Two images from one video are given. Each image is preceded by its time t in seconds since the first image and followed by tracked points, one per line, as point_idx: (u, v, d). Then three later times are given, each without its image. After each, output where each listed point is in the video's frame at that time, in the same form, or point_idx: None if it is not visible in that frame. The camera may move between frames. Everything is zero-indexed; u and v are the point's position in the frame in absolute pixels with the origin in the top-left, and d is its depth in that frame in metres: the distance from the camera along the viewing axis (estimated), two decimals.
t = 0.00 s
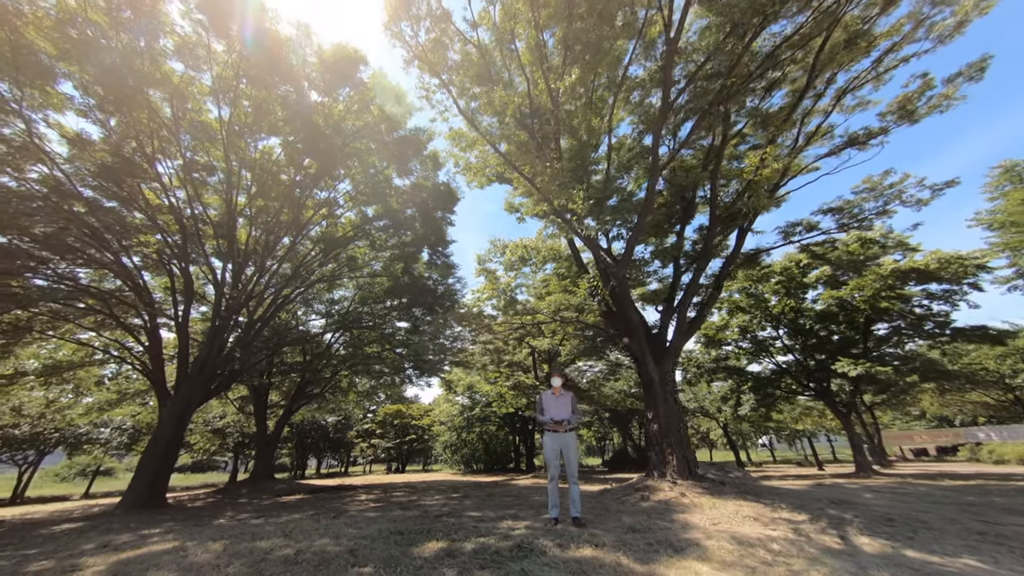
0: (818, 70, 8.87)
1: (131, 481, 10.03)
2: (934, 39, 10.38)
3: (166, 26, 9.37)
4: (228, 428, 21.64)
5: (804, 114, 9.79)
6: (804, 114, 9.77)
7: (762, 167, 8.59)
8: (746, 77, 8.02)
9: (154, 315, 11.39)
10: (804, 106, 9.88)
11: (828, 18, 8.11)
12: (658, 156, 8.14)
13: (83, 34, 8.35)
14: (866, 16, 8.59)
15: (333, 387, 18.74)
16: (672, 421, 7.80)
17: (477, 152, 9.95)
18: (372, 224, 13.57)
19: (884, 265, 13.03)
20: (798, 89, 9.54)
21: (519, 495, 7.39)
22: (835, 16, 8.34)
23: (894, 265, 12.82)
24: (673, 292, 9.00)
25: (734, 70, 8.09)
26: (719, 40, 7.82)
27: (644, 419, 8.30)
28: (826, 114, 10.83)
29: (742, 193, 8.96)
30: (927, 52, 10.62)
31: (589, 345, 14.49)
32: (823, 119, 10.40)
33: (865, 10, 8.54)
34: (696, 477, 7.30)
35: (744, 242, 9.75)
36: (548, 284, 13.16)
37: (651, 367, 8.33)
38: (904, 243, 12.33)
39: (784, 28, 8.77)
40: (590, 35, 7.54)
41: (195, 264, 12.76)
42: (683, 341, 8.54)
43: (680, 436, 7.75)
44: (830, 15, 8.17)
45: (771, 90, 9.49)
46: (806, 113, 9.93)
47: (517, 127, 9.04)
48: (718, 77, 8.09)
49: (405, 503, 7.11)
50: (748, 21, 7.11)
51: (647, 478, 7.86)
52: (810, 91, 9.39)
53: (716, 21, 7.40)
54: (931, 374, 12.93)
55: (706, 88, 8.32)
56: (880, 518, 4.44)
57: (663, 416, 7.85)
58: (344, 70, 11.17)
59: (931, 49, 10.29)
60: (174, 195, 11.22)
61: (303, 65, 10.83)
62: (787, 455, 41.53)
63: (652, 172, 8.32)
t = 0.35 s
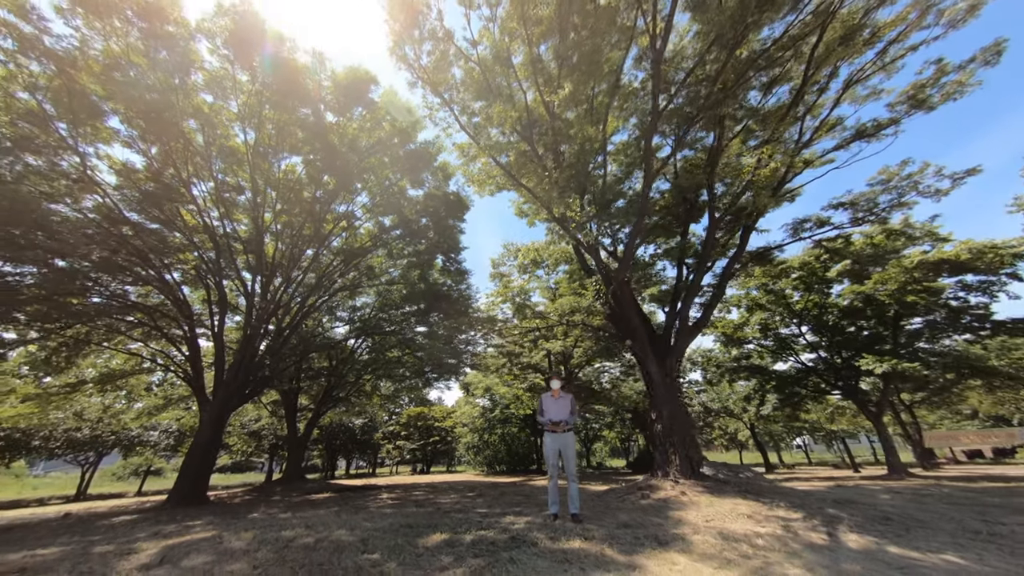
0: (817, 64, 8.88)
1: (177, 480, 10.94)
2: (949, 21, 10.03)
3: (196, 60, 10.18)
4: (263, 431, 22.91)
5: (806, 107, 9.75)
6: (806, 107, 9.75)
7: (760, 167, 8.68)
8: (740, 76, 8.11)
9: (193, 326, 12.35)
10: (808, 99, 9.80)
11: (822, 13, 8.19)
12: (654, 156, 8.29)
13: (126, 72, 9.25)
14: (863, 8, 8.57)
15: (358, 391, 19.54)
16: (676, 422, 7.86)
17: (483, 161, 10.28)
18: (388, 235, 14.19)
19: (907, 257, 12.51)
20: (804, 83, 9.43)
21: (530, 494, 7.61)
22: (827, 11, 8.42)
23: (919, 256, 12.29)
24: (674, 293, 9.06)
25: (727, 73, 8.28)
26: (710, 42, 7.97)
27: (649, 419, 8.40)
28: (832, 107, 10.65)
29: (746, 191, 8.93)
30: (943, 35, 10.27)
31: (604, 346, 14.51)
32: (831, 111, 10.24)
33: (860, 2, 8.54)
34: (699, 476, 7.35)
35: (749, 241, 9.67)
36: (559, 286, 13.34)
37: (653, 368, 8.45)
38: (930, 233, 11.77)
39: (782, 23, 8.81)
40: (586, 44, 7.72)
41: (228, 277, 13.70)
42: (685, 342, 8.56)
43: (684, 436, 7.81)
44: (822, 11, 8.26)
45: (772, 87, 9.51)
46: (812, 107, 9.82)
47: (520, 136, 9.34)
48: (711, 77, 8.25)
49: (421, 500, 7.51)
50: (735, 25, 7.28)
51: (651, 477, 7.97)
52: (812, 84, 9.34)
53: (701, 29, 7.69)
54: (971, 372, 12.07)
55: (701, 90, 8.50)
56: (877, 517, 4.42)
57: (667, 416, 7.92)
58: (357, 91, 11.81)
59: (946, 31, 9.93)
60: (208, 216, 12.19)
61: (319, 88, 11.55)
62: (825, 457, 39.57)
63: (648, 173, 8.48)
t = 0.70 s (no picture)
0: (806, 69, 9.19)
1: (215, 477, 11.85)
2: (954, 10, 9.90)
3: (221, 87, 10.90)
4: (291, 431, 24.07)
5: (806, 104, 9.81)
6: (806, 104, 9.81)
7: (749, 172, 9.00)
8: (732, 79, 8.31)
9: (226, 333, 13.21)
10: (811, 94, 9.77)
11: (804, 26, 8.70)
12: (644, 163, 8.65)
13: (164, 103, 10.19)
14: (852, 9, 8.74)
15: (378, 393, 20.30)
16: (675, 421, 8.06)
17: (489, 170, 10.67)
18: (401, 240, 14.79)
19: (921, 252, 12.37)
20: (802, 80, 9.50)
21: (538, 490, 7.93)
22: (820, 10, 8.46)
23: (934, 252, 12.10)
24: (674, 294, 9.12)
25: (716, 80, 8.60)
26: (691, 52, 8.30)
27: (648, 418, 8.63)
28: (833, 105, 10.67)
29: (740, 193, 9.10)
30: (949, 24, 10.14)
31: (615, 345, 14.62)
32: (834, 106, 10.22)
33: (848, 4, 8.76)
34: (696, 473, 7.55)
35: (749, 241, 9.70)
36: (568, 288, 13.59)
37: (651, 368, 8.60)
38: (951, 224, 11.40)
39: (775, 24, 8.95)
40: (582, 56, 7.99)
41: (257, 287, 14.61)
42: (683, 341, 8.66)
43: (682, 434, 8.01)
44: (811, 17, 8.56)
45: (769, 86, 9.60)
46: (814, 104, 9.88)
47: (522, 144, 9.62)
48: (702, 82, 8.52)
49: (435, 495, 7.95)
50: (722, 31, 7.46)
51: (651, 474, 8.21)
52: (808, 82, 9.47)
53: (687, 41, 8.00)
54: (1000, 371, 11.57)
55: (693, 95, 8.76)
56: (862, 510, 4.52)
57: (665, 415, 8.13)
58: (368, 109, 12.43)
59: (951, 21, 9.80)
60: (237, 230, 13.03)
61: (332, 107, 12.16)
62: (857, 456, 38.10)
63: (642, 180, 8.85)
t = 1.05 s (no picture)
0: (793, 81, 9.56)
1: (240, 476, 12.60)
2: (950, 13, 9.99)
3: (240, 109, 11.72)
4: (311, 429, 25.03)
5: (802, 106, 9.95)
6: (803, 106, 9.97)
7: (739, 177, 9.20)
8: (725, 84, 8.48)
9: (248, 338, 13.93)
10: (808, 97, 9.89)
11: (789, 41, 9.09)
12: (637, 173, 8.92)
13: (189, 125, 10.99)
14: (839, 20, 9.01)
15: (391, 394, 20.99)
16: (669, 424, 8.29)
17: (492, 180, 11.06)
18: (411, 245, 15.37)
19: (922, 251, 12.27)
20: (796, 87, 9.74)
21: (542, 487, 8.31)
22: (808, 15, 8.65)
23: (937, 250, 11.98)
24: (670, 300, 9.24)
25: (705, 93, 8.94)
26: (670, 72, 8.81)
27: (645, 420, 8.90)
28: (829, 109, 10.81)
29: (731, 200, 9.33)
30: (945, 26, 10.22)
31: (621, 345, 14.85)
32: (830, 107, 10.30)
33: (833, 18, 9.09)
34: (687, 472, 7.81)
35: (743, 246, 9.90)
36: (573, 290, 13.90)
37: (646, 373, 8.82)
38: (957, 222, 11.31)
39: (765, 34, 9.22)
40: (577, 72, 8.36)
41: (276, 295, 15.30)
42: (678, 346, 8.87)
43: (676, 436, 8.26)
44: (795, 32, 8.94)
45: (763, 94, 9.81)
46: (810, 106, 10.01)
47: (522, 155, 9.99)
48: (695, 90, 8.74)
49: (445, 492, 8.40)
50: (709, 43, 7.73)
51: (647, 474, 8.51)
52: (802, 88, 9.68)
53: (678, 52, 8.27)
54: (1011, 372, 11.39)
55: (685, 104, 9.04)
56: (834, 507, 4.76)
57: (659, 417, 8.38)
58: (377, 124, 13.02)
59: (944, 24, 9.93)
60: (257, 241, 13.76)
61: (342, 125, 12.80)
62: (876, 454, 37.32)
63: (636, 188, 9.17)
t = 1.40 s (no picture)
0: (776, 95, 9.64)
1: (255, 474, 13.30)
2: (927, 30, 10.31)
3: (250, 125, 12.37)
4: (319, 427, 25.76)
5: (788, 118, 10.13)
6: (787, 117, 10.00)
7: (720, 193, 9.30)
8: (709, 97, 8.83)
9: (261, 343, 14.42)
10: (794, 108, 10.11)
11: (767, 61, 9.31)
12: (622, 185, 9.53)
13: (204, 140, 11.63)
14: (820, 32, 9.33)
15: (397, 393, 21.60)
16: (653, 425, 8.70)
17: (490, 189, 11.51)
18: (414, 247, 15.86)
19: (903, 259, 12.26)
20: (777, 103, 9.89)
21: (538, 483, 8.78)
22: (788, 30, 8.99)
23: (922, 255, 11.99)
24: (658, 306, 9.67)
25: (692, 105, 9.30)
26: (653, 92, 9.41)
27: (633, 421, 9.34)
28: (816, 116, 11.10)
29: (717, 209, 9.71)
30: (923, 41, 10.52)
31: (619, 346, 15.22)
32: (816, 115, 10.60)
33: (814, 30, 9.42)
34: (670, 471, 8.23)
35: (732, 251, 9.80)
36: (571, 293, 14.31)
37: (633, 379, 9.23)
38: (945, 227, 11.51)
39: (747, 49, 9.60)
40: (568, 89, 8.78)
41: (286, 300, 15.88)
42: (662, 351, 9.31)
43: (660, 436, 8.67)
44: (770, 56, 9.36)
45: (748, 105, 10.16)
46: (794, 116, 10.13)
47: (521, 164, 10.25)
48: (678, 108, 9.21)
49: (447, 488, 8.93)
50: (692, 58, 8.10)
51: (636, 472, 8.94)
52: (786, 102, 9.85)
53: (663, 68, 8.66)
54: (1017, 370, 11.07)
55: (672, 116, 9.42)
56: (797, 502, 5.14)
57: (645, 419, 8.79)
58: (380, 136, 13.56)
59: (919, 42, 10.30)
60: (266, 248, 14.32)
61: (347, 138, 13.35)
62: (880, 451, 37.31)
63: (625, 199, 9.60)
